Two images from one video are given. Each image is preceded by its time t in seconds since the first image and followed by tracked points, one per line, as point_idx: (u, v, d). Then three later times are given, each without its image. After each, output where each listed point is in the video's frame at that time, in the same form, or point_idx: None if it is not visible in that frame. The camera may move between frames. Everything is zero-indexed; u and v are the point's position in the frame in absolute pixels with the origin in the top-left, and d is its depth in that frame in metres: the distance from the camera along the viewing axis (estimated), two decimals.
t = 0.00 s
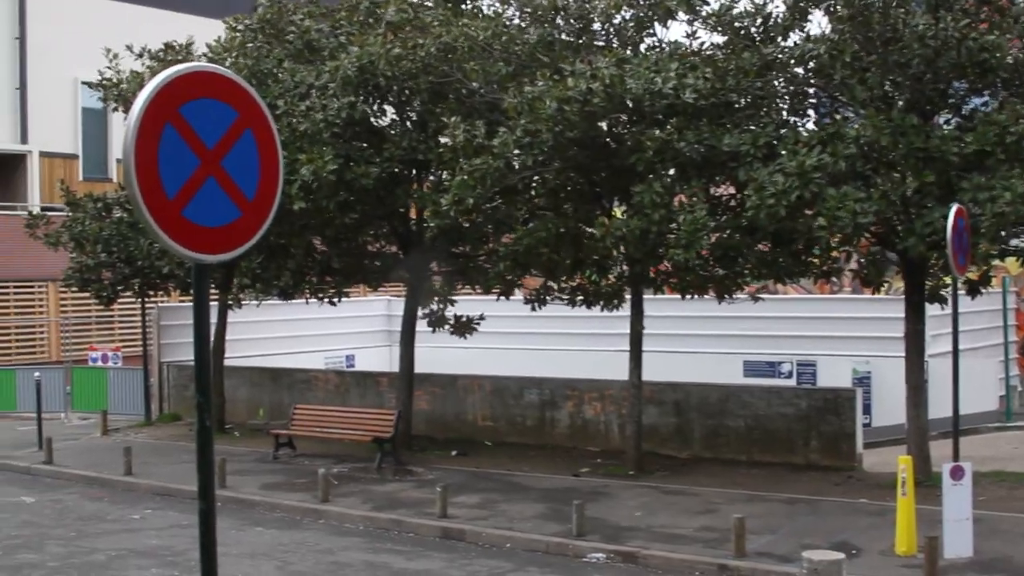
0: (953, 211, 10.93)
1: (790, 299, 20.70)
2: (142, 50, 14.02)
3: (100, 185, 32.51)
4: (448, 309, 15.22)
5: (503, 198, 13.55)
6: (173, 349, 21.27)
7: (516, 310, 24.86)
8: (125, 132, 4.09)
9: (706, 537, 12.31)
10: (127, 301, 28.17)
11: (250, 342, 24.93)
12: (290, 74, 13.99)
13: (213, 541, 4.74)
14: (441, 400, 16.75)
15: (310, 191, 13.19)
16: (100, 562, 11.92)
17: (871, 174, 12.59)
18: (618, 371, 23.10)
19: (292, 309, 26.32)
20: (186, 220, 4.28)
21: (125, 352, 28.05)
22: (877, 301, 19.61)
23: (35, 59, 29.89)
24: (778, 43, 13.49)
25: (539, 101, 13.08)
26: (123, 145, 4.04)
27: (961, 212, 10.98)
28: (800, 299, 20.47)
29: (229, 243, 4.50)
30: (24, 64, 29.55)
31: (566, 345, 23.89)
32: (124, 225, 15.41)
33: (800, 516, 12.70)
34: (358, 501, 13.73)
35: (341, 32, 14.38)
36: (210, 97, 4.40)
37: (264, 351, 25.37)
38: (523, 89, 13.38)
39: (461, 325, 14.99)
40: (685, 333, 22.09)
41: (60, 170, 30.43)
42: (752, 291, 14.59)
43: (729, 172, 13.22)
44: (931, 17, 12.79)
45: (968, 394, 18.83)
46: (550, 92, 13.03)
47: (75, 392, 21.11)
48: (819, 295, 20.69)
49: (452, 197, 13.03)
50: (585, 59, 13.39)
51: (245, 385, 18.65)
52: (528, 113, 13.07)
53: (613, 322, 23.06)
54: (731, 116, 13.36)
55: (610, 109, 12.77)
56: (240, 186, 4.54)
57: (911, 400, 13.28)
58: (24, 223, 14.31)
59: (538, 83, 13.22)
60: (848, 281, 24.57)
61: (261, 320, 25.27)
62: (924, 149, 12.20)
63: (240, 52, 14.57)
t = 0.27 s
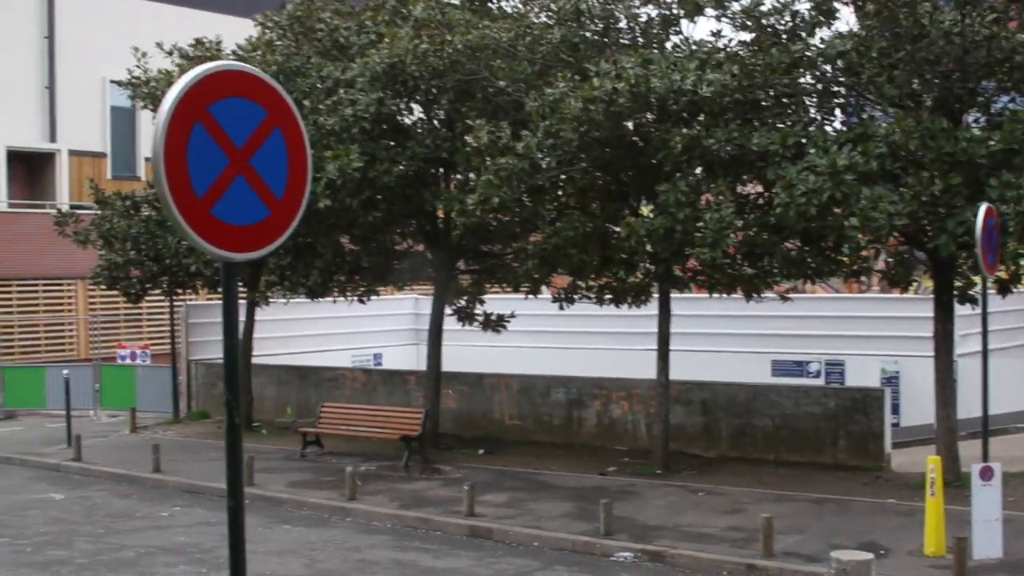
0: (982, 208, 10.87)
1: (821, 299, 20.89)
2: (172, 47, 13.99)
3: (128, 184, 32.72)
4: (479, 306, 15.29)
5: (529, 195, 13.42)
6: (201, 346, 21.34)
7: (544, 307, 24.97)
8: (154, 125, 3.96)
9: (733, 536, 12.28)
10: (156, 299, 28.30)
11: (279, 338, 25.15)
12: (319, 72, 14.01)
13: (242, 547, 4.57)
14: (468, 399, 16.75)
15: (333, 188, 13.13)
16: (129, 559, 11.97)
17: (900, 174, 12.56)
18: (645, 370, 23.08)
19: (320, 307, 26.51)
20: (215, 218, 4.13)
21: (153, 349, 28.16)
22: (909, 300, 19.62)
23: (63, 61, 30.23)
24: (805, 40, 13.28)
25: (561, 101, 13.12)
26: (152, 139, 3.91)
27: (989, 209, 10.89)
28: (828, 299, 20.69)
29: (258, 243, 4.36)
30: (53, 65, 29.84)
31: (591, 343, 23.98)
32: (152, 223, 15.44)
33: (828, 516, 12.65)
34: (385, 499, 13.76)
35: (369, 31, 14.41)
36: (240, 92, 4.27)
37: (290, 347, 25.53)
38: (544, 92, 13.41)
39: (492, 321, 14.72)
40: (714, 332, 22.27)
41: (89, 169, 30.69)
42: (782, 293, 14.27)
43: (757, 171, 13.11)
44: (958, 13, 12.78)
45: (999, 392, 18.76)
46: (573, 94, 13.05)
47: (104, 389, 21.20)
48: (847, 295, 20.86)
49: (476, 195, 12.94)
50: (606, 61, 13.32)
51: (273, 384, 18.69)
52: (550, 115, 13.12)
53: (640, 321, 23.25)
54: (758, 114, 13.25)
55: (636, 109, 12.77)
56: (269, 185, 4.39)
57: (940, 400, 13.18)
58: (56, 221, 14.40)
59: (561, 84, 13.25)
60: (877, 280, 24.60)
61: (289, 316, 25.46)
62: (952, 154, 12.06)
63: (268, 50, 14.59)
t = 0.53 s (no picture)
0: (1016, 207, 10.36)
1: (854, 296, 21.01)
2: (204, 46, 14.09)
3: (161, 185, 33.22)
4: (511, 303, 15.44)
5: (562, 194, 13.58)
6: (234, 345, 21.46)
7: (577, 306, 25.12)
8: (188, 128, 4.04)
9: (765, 534, 12.24)
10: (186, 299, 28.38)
11: (315, 336, 25.21)
12: (352, 71, 14.08)
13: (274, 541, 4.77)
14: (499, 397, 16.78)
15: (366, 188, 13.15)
16: (161, 555, 12.01)
17: (932, 170, 12.40)
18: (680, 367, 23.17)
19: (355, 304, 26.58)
20: (249, 219, 4.19)
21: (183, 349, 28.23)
22: (943, 300, 19.76)
23: (96, 63, 30.77)
24: (839, 36, 13.42)
25: (588, 100, 13.11)
26: (186, 141, 3.98)
27: None
28: (861, 296, 20.85)
29: (293, 242, 4.42)
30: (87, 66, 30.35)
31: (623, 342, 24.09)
32: (185, 221, 15.50)
33: (860, 514, 12.59)
34: (416, 496, 13.77)
35: (401, 30, 14.44)
36: (273, 94, 4.33)
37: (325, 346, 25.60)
38: (569, 91, 13.42)
39: (525, 318, 14.93)
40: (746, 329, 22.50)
41: (121, 168, 31.14)
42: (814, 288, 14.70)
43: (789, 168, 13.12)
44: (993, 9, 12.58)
45: None
46: (599, 93, 13.03)
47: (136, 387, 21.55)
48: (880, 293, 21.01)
49: (510, 197, 12.85)
50: (633, 57, 13.34)
51: (305, 381, 18.70)
52: (576, 115, 13.11)
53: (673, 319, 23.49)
54: (790, 111, 13.35)
55: (667, 105, 12.82)
56: (304, 185, 4.45)
57: (973, 398, 13.25)
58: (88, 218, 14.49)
59: (587, 83, 13.25)
60: (910, 278, 24.58)
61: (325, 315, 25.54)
62: (979, 153, 12.01)
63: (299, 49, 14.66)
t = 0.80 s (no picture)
0: None
1: (878, 297, 21.06)
2: (229, 47, 14.27)
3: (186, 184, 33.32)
4: (533, 304, 15.51)
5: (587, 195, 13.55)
6: (259, 344, 21.52)
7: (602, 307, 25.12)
8: (213, 131, 4.17)
9: (791, 535, 12.20)
10: (212, 298, 28.31)
11: (339, 338, 25.12)
12: (376, 73, 14.10)
13: (301, 544, 4.89)
14: (525, 398, 16.78)
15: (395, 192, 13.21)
16: (188, 556, 12.04)
17: (956, 169, 12.15)
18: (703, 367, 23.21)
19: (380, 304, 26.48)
20: (274, 220, 4.34)
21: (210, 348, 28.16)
22: (969, 300, 19.74)
23: (123, 61, 30.74)
24: (861, 36, 13.19)
25: (610, 99, 12.92)
26: (211, 144, 4.12)
27: None
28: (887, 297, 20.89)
29: (316, 242, 4.55)
30: (112, 65, 30.30)
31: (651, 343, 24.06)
32: (209, 223, 15.53)
33: (887, 515, 12.54)
34: (442, 497, 13.78)
35: (425, 31, 14.46)
36: (298, 96, 4.46)
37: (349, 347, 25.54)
38: (593, 89, 13.22)
39: (549, 320, 14.92)
40: (774, 329, 22.62)
41: (147, 169, 30.84)
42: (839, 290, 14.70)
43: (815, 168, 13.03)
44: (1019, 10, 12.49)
45: None
46: (621, 91, 12.85)
47: (162, 388, 21.40)
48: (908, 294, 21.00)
49: (532, 198, 12.83)
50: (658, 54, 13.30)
51: (331, 382, 18.77)
52: (599, 114, 12.92)
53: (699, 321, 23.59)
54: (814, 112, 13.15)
55: (688, 103, 12.66)
56: (327, 186, 4.58)
57: (1000, 398, 13.19)
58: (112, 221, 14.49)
59: (610, 82, 13.06)
60: (936, 278, 24.51)
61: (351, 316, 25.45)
62: (1001, 146, 11.82)
63: (324, 52, 14.78)
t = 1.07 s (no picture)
0: None
1: (912, 300, 21.02)
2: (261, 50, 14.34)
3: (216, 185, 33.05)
4: (561, 307, 15.57)
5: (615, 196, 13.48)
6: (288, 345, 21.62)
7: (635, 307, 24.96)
8: (245, 132, 4.26)
9: (821, 538, 12.15)
10: (243, 299, 28.21)
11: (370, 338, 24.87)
12: (406, 75, 14.14)
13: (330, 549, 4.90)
14: (554, 400, 16.80)
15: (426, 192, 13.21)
16: (219, 557, 12.07)
17: (989, 170, 11.97)
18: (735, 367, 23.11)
19: (408, 305, 26.33)
20: (305, 220, 4.40)
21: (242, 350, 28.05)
22: (1001, 302, 19.68)
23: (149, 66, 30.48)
24: (891, 35, 13.04)
25: (641, 97, 12.87)
26: (242, 144, 4.19)
27: None
28: (918, 298, 20.81)
29: (348, 242, 4.62)
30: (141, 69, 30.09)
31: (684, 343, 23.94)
32: (240, 225, 15.57)
33: (917, 518, 12.48)
34: (471, 498, 13.80)
35: (455, 33, 14.49)
36: (331, 98, 4.52)
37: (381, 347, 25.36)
38: (623, 86, 13.12)
39: (577, 324, 14.97)
40: (803, 331, 22.50)
41: (178, 171, 30.94)
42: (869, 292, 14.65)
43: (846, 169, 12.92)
44: None
45: None
46: (652, 89, 12.80)
47: (192, 389, 21.50)
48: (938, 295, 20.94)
49: (559, 194, 12.77)
50: (690, 54, 13.27)
51: (360, 383, 18.84)
52: (630, 112, 12.81)
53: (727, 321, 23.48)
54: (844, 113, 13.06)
55: (719, 102, 12.62)
56: (360, 187, 4.65)
57: None
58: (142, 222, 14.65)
59: (641, 80, 13.00)
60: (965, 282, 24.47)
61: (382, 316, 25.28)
62: None
63: (354, 54, 14.91)
